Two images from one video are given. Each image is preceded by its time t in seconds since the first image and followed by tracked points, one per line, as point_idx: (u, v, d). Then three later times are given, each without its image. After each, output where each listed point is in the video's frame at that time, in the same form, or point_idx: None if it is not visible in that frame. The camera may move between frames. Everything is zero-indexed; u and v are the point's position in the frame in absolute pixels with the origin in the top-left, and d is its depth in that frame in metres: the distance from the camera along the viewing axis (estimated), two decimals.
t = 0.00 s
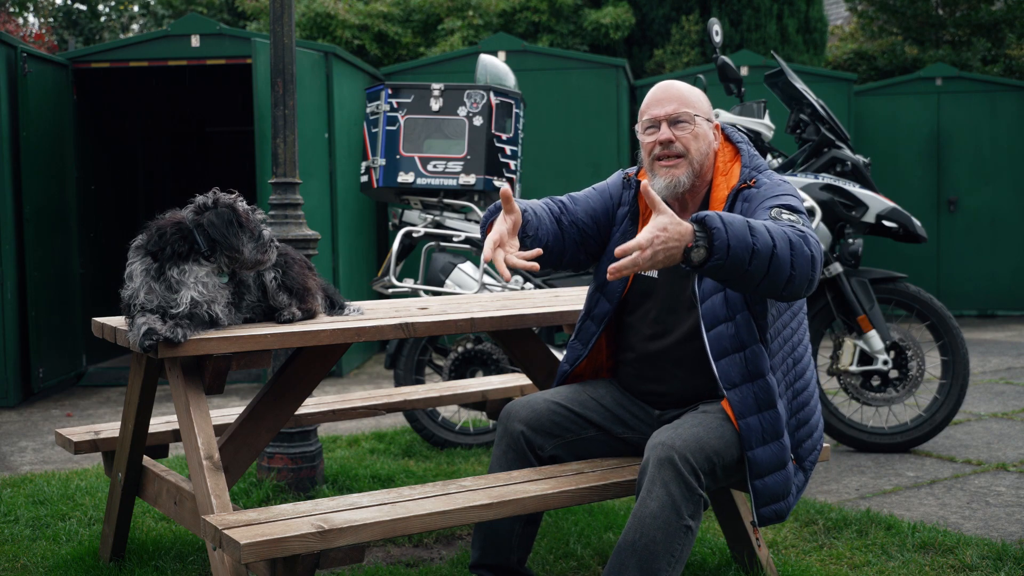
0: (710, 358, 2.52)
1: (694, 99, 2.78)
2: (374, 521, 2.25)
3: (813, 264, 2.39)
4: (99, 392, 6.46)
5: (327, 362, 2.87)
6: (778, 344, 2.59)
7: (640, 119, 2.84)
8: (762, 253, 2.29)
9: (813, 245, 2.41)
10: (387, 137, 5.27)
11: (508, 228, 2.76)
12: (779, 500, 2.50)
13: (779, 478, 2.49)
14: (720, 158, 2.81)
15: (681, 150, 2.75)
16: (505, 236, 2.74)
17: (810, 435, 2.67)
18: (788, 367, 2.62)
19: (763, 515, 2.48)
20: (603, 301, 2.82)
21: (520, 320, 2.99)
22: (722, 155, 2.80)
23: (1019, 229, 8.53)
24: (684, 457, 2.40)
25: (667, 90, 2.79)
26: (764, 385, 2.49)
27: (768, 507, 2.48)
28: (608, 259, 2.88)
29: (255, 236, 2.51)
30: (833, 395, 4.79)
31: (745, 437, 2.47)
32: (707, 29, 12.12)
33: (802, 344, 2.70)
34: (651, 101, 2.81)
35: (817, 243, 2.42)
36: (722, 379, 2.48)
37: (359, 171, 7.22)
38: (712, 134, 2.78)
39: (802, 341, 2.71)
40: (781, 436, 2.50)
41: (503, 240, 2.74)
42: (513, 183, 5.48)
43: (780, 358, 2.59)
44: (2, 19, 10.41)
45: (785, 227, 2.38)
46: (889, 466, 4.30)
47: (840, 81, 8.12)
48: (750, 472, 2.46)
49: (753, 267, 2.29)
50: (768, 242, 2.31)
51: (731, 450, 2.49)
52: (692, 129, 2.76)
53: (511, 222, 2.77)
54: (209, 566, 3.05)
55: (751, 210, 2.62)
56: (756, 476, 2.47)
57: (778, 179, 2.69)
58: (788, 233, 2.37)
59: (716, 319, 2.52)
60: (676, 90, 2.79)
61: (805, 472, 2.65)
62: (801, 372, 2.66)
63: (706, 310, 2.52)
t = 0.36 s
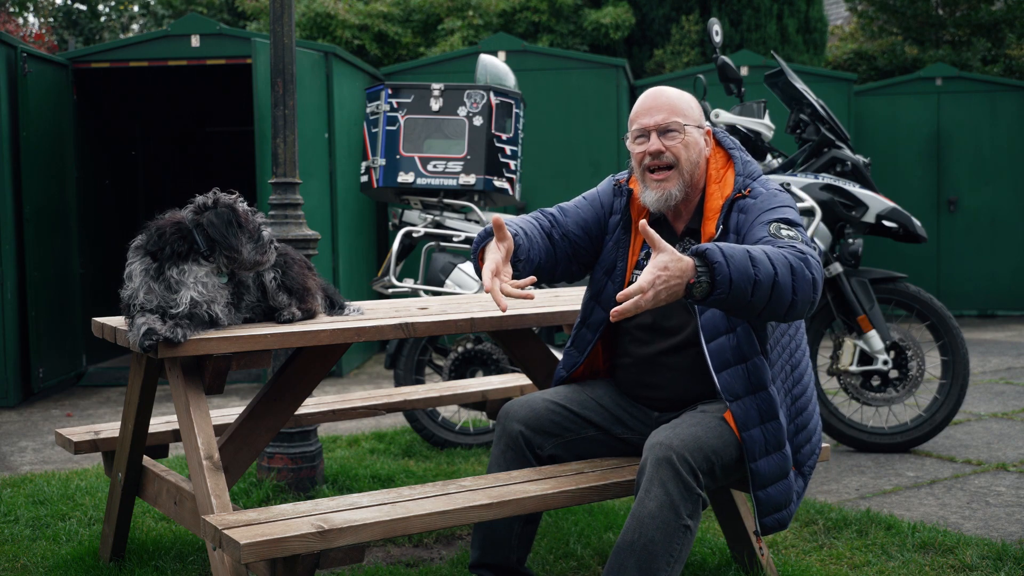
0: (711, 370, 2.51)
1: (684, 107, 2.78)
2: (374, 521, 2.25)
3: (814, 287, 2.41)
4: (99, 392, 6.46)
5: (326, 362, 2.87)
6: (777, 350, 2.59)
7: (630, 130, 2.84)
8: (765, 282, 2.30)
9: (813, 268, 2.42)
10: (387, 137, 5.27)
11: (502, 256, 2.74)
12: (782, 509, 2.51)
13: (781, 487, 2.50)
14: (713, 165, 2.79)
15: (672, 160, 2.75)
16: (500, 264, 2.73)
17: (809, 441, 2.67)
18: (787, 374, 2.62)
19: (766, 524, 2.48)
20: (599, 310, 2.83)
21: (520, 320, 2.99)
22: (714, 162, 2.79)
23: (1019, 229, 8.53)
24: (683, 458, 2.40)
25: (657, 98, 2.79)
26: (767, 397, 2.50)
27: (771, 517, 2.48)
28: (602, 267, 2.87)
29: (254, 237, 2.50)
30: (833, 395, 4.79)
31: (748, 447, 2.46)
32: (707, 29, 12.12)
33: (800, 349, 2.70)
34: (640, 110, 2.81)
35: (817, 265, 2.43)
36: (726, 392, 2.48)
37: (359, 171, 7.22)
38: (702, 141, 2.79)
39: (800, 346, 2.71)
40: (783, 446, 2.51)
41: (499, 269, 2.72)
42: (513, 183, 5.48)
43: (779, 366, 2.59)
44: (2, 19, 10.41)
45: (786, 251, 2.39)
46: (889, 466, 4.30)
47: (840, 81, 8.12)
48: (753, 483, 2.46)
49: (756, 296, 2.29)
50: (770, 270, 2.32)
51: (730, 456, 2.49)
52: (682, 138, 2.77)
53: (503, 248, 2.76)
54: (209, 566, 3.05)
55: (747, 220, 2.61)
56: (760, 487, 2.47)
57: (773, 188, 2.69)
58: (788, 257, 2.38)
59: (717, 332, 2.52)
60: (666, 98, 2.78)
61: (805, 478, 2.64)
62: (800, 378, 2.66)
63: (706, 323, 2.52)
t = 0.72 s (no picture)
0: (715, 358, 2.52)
1: (701, 97, 2.83)
2: (374, 521, 2.25)
3: (827, 269, 2.40)
4: (99, 392, 6.46)
5: (326, 362, 2.87)
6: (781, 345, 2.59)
7: (646, 115, 2.89)
8: (778, 258, 2.30)
9: (826, 250, 2.41)
10: (386, 137, 5.27)
11: (516, 217, 2.82)
12: (778, 502, 2.49)
13: (778, 479, 2.49)
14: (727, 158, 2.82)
15: (685, 146, 2.79)
16: (514, 224, 2.80)
17: (809, 441, 2.66)
18: (790, 373, 2.62)
19: (761, 515, 2.47)
20: (605, 300, 2.83)
21: (520, 320, 2.99)
22: (729, 154, 2.80)
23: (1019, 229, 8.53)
24: (681, 456, 2.40)
25: (675, 87, 2.84)
26: (768, 386, 2.49)
27: (767, 508, 2.47)
28: (611, 257, 2.87)
29: (253, 237, 2.50)
30: (833, 395, 4.79)
31: (747, 435, 2.46)
32: (707, 29, 12.12)
33: (805, 349, 2.70)
34: (658, 98, 2.86)
35: (830, 247, 2.42)
36: (727, 377, 2.48)
37: (359, 171, 7.22)
38: (717, 132, 2.82)
39: (806, 347, 2.71)
40: (782, 437, 2.50)
41: (512, 229, 2.79)
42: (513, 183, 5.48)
43: (782, 362, 2.59)
44: (2, 19, 10.41)
45: (800, 232, 2.39)
46: (889, 466, 4.30)
47: (840, 81, 8.12)
48: (750, 471, 2.46)
49: (770, 271, 2.29)
50: (784, 246, 2.31)
51: (729, 447, 2.49)
52: (696, 126, 2.80)
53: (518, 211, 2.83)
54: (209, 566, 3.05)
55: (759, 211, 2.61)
56: (756, 476, 2.46)
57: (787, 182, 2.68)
58: (802, 237, 2.37)
59: (722, 319, 2.53)
60: (683, 88, 2.83)
61: (803, 478, 2.64)
62: (803, 378, 2.66)
63: (713, 311, 2.54)
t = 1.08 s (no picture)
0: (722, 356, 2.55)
1: (702, 96, 2.84)
2: (374, 521, 2.25)
3: (845, 304, 2.43)
4: (99, 392, 6.46)
5: (327, 362, 2.87)
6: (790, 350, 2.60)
7: (648, 113, 2.90)
8: (801, 304, 2.32)
9: (844, 286, 2.44)
10: (386, 137, 5.27)
11: (529, 235, 2.90)
12: (778, 502, 2.50)
13: (780, 478, 2.50)
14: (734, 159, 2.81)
15: (684, 142, 2.78)
16: (526, 243, 2.88)
17: (811, 450, 2.66)
18: (797, 381, 2.62)
19: (761, 514, 2.48)
20: (609, 301, 2.86)
21: (521, 320, 2.99)
22: (736, 157, 2.81)
23: (1019, 228, 8.53)
24: (679, 456, 2.40)
25: (676, 86, 2.86)
26: (774, 385, 2.51)
27: (766, 507, 2.48)
28: (612, 260, 2.92)
29: (253, 238, 2.50)
30: (833, 395, 4.79)
31: (753, 432, 2.49)
32: (707, 29, 12.12)
33: (813, 358, 2.70)
34: (659, 96, 2.87)
35: (848, 281, 2.45)
36: (734, 374, 2.51)
37: (359, 171, 7.22)
38: (717, 131, 2.83)
39: (814, 355, 2.71)
40: (786, 437, 2.52)
41: (525, 247, 2.87)
42: (513, 183, 5.48)
43: (790, 368, 2.60)
44: (2, 19, 10.41)
45: (819, 269, 2.41)
46: (889, 466, 4.30)
47: (840, 81, 8.12)
48: (753, 468, 2.47)
49: (793, 317, 2.32)
50: (806, 291, 2.34)
51: (731, 445, 2.50)
52: (696, 124, 2.81)
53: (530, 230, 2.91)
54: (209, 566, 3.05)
55: (772, 216, 2.64)
56: (759, 473, 2.48)
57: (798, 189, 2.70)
58: (821, 275, 2.40)
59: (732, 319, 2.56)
60: (685, 86, 2.84)
61: (802, 484, 2.64)
62: (809, 386, 2.66)
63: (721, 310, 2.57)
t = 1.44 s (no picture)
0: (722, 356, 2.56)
1: (696, 98, 2.83)
2: (374, 521, 2.25)
3: (842, 302, 2.44)
4: (99, 392, 6.46)
5: (326, 362, 2.87)
6: (790, 348, 2.60)
7: (642, 116, 2.89)
8: (796, 301, 2.33)
9: (840, 283, 2.45)
10: (386, 137, 5.26)
11: (519, 257, 2.84)
12: (786, 500, 2.50)
13: (786, 477, 2.51)
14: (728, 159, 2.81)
15: (680, 146, 2.78)
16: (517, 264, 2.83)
17: (816, 447, 2.66)
18: (798, 379, 2.62)
19: (769, 513, 2.48)
20: (608, 307, 2.87)
21: (521, 321, 2.99)
22: (730, 156, 2.81)
23: (1019, 228, 8.53)
24: (680, 456, 2.40)
25: (669, 89, 2.84)
26: (776, 385, 2.52)
27: (775, 505, 2.49)
28: (611, 267, 2.94)
29: (254, 240, 2.50)
30: (833, 395, 4.79)
31: (757, 431, 2.50)
32: (707, 29, 12.12)
33: (815, 356, 2.70)
34: (653, 98, 2.86)
35: (843, 278, 2.46)
36: (737, 375, 2.52)
37: (359, 171, 7.22)
38: (711, 133, 2.83)
39: (815, 353, 2.72)
40: (790, 436, 2.53)
41: (516, 269, 2.82)
42: (513, 183, 5.48)
43: (790, 366, 2.60)
44: (2, 19, 10.41)
45: (813, 266, 2.42)
46: (889, 466, 4.30)
47: (840, 81, 8.12)
48: (759, 467, 2.48)
49: (789, 314, 2.33)
50: (801, 288, 2.35)
51: (733, 445, 2.50)
52: (690, 126, 2.81)
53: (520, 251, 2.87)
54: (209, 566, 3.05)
55: (767, 216, 2.64)
56: (766, 473, 2.48)
57: (791, 188, 2.71)
58: (816, 272, 2.41)
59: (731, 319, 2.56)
60: (678, 88, 2.83)
61: (809, 483, 2.64)
62: (812, 385, 2.66)
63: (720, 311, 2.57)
